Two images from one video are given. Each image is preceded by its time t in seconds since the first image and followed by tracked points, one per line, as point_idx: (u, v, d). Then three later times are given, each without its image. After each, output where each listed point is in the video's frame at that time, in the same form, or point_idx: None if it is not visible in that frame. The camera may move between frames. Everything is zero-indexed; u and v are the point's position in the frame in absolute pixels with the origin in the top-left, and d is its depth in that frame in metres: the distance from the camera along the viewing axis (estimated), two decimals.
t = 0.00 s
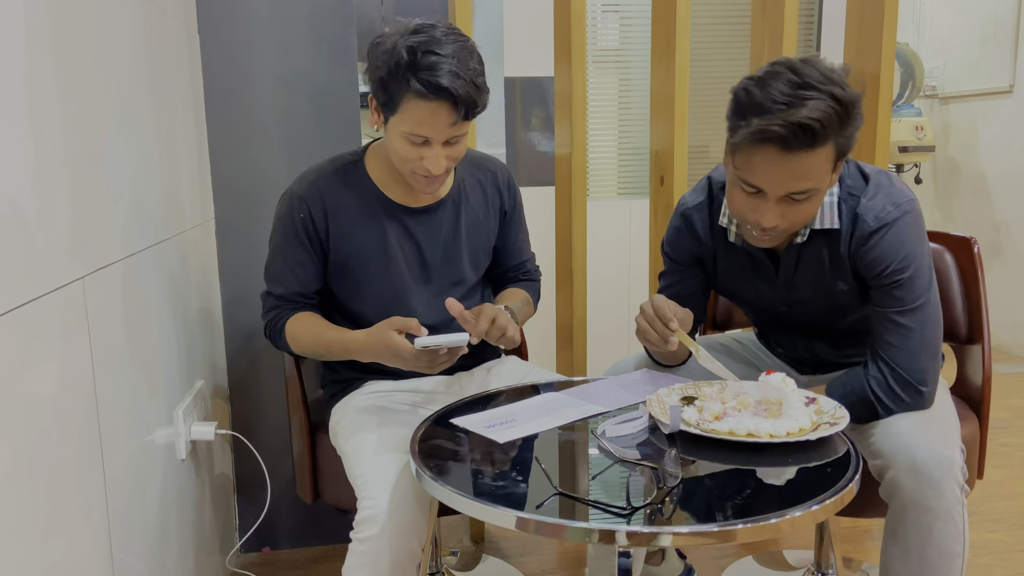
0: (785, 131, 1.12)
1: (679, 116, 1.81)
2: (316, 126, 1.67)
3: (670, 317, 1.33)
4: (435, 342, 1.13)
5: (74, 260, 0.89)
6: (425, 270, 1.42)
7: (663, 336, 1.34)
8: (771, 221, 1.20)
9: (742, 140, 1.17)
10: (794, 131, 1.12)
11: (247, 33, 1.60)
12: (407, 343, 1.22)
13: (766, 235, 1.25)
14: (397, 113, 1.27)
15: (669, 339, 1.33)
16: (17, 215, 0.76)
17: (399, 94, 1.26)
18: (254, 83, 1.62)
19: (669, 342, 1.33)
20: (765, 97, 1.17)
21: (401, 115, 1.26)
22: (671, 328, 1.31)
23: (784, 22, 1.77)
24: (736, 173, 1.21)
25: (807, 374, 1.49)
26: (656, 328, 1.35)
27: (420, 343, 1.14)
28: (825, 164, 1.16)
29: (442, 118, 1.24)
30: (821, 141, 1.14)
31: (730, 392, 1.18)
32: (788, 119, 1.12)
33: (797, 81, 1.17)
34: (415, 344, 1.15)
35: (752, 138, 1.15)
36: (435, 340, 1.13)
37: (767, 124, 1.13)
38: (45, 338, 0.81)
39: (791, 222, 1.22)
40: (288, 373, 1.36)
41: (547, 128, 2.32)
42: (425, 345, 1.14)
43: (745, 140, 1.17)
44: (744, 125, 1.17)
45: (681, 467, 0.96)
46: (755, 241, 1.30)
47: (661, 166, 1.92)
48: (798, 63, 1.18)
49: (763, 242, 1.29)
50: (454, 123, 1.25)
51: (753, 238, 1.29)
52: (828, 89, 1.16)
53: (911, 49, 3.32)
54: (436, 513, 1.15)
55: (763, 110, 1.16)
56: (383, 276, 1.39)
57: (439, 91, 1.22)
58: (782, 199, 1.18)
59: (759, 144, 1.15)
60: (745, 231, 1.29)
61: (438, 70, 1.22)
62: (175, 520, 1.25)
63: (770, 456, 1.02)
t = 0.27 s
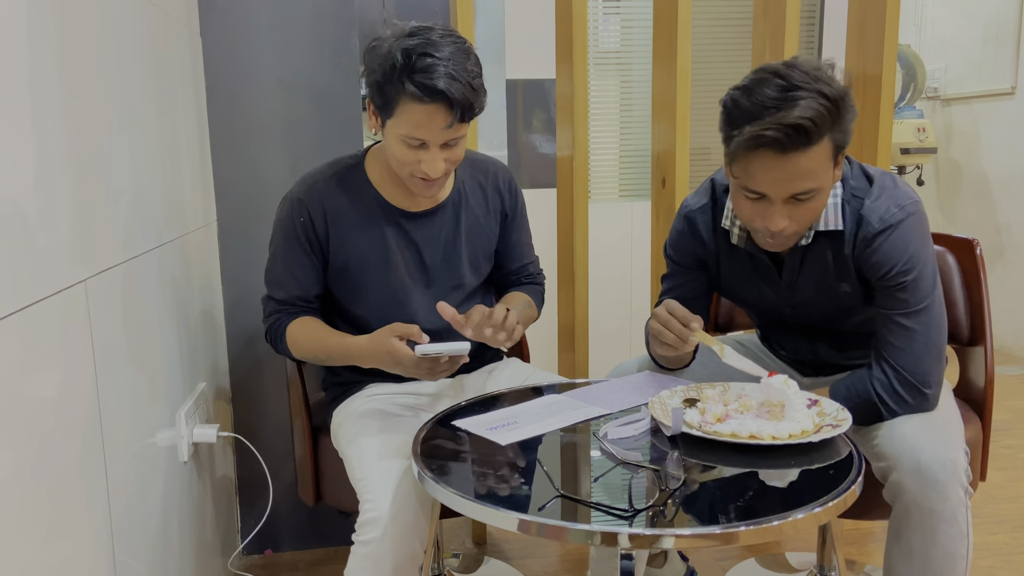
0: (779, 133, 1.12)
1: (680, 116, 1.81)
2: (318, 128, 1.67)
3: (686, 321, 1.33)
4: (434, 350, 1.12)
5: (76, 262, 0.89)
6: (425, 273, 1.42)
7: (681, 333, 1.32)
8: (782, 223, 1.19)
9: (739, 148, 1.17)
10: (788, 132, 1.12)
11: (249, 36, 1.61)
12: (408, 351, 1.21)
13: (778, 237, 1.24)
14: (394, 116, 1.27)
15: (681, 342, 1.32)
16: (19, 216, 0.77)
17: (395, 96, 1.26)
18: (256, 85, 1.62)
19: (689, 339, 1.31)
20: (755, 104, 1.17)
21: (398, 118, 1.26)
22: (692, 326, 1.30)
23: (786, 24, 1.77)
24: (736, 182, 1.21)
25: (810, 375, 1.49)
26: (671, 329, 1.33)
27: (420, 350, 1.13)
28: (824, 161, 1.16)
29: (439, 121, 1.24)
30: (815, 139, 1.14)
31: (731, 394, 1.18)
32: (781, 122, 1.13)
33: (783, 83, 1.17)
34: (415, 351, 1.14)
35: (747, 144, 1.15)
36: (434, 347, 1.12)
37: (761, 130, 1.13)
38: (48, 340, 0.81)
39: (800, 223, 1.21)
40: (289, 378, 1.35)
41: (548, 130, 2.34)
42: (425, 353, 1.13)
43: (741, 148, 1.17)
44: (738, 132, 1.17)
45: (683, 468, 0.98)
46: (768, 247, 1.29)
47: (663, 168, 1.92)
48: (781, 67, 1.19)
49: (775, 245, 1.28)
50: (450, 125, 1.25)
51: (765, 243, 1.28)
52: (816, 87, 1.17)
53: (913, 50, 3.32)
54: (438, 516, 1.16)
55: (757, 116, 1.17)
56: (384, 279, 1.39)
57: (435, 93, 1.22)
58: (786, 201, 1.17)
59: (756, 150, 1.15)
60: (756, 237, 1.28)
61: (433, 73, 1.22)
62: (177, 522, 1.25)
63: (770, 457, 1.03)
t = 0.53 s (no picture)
0: (780, 133, 1.13)
1: (681, 118, 1.81)
2: (320, 130, 1.67)
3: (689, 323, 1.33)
4: (434, 357, 1.13)
5: (78, 265, 0.89)
6: (427, 275, 1.42)
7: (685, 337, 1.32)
8: (786, 224, 1.19)
9: (740, 150, 1.17)
10: (788, 132, 1.13)
11: (251, 38, 1.61)
12: (410, 355, 1.22)
13: (783, 239, 1.23)
14: (396, 116, 1.27)
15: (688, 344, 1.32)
16: (21, 218, 0.77)
17: (396, 95, 1.26)
18: (258, 87, 1.63)
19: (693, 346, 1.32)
20: (754, 105, 1.18)
21: (400, 118, 1.26)
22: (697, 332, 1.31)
23: (788, 25, 1.77)
24: (739, 185, 1.21)
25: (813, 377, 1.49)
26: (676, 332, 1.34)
27: (419, 357, 1.14)
28: (825, 159, 1.16)
29: (440, 120, 1.24)
30: (816, 137, 1.14)
31: (734, 396, 1.18)
32: (781, 121, 1.13)
33: (782, 83, 1.18)
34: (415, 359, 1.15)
35: (748, 145, 1.15)
36: (432, 355, 1.13)
37: (761, 130, 1.14)
38: (50, 342, 0.81)
39: (804, 224, 1.21)
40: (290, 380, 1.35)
41: (550, 131, 2.34)
42: (425, 360, 1.14)
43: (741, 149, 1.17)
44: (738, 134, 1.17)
45: (685, 470, 0.98)
46: (774, 250, 1.29)
47: (665, 170, 1.92)
48: (779, 68, 1.20)
49: (781, 248, 1.28)
50: (452, 124, 1.25)
51: (771, 245, 1.28)
52: (815, 86, 1.17)
53: (915, 52, 3.31)
54: (439, 517, 1.15)
55: (757, 118, 1.17)
56: (386, 282, 1.39)
57: (436, 91, 1.23)
58: (789, 201, 1.17)
59: (757, 151, 1.15)
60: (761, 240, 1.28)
61: (434, 71, 1.23)
62: (179, 524, 1.25)
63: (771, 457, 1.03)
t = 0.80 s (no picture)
0: (788, 128, 1.12)
1: (682, 119, 1.81)
2: (321, 132, 1.67)
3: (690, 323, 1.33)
4: (423, 364, 1.10)
5: (80, 266, 0.90)
6: (429, 277, 1.42)
7: (690, 339, 1.32)
8: (793, 221, 1.18)
9: (748, 145, 1.17)
10: (796, 127, 1.12)
11: (252, 40, 1.61)
12: (398, 363, 1.18)
13: (790, 237, 1.22)
14: (406, 110, 1.27)
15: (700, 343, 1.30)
16: (22, 219, 0.77)
17: (407, 90, 1.26)
18: (259, 89, 1.63)
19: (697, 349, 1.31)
20: (763, 101, 1.18)
21: (411, 112, 1.26)
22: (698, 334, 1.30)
23: (789, 26, 1.77)
24: (747, 181, 1.21)
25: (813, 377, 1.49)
26: (681, 335, 1.34)
27: (409, 363, 1.10)
28: (833, 156, 1.15)
29: (452, 113, 1.24)
30: (824, 133, 1.14)
31: (735, 397, 1.18)
32: (789, 116, 1.13)
33: (790, 79, 1.17)
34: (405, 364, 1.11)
35: (756, 141, 1.15)
36: (423, 360, 1.10)
37: (769, 125, 1.13)
38: (51, 344, 0.81)
39: (812, 222, 1.20)
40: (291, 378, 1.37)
41: (551, 132, 2.35)
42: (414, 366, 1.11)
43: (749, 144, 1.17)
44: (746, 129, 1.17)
45: (688, 472, 0.98)
46: (781, 249, 1.28)
47: (666, 171, 1.92)
48: (788, 65, 1.19)
49: (788, 247, 1.27)
50: (463, 116, 1.25)
51: (778, 244, 1.27)
52: (825, 82, 1.17)
53: (916, 52, 3.31)
54: (441, 518, 1.15)
55: (766, 113, 1.17)
56: (387, 284, 1.39)
57: (449, 81, 1.23)
58: (797, 197, 1.17)
59: (765, 146, 1.15)
60: (769, 239, 1.27)
61: (445, 63, 1.23)
62: (180, 525, 1.25)
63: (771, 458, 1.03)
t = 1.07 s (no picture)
0: (829, 113, 1.12)
1: (683, 120, 1.81)
2: (322, 132, 1.67)
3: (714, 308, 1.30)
4: (421, 339, 1.10)
5: (81, 267, 0.90)
6: (431, 272, 1.42)
7: (710, 334, 1.28)
8: (824, 212, 1.17)
9: (786, 130, 1.17)
10: (838, 112, 1.12)
11: (253, 41, 1.61)
12: (395, 343, 1.19)
13: (817, 230, 1.22)
14: (408, 98, 1.28)
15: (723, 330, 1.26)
16: (24, 221, 0.77)
17: (410, 77, 1.27)
18: (260, 90, 1.63)
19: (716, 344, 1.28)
20: (804, 86, 1.18)
21: (413, 99, 1.27)
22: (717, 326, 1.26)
23: (789, 27, 1.77)
24: (780, 168, 1.20)
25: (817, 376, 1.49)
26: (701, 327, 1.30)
27: (405, 339, 1.11)
28: (871, 147, 1.15)
29: (455, 97, 1.26)
30: (865, 122, 1.13)
31: (737, 398, 1.18)
32: (831, 101, 1.13)
33: (834, 67, 1.17)
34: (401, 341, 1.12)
35: (795, 125, 1.15)
36: (420, 336, 1.10)
37: (811, 109, 1.13)
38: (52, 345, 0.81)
39: (843, 215, 1.19)
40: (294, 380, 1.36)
41: (551, 133, 2.35)
42: (412, 343, 1.11)
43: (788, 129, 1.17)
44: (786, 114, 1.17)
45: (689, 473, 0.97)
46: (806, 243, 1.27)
47: (667, 172, 1.92)
48: (831, 53, 1.20)
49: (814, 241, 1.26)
50: (465, 102, 1.26)
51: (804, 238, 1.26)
52: (867, 71, 1.17)
53: (916, 53, 3.31)
54: (442, 519, 1.15)
55: (806, 98, 1.17)
56: (390, 278, 1.39)
57: (451, 65, 1.24)
58: (831, 187, 1.16)
59: (804, 132, 1.14)
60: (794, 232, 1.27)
61: (447, 47, 1.24)
62: (181, 526, 1.25)
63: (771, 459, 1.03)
